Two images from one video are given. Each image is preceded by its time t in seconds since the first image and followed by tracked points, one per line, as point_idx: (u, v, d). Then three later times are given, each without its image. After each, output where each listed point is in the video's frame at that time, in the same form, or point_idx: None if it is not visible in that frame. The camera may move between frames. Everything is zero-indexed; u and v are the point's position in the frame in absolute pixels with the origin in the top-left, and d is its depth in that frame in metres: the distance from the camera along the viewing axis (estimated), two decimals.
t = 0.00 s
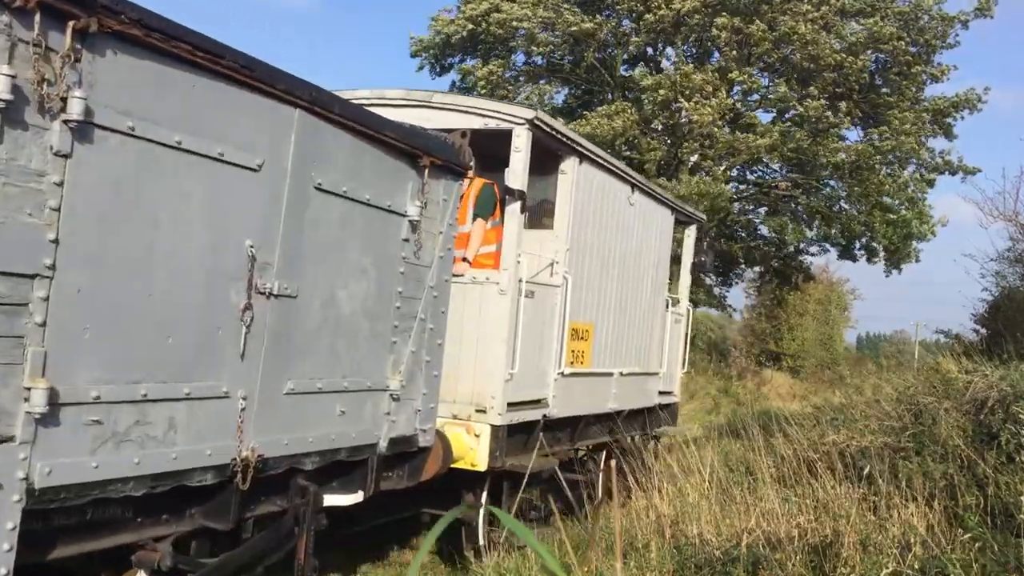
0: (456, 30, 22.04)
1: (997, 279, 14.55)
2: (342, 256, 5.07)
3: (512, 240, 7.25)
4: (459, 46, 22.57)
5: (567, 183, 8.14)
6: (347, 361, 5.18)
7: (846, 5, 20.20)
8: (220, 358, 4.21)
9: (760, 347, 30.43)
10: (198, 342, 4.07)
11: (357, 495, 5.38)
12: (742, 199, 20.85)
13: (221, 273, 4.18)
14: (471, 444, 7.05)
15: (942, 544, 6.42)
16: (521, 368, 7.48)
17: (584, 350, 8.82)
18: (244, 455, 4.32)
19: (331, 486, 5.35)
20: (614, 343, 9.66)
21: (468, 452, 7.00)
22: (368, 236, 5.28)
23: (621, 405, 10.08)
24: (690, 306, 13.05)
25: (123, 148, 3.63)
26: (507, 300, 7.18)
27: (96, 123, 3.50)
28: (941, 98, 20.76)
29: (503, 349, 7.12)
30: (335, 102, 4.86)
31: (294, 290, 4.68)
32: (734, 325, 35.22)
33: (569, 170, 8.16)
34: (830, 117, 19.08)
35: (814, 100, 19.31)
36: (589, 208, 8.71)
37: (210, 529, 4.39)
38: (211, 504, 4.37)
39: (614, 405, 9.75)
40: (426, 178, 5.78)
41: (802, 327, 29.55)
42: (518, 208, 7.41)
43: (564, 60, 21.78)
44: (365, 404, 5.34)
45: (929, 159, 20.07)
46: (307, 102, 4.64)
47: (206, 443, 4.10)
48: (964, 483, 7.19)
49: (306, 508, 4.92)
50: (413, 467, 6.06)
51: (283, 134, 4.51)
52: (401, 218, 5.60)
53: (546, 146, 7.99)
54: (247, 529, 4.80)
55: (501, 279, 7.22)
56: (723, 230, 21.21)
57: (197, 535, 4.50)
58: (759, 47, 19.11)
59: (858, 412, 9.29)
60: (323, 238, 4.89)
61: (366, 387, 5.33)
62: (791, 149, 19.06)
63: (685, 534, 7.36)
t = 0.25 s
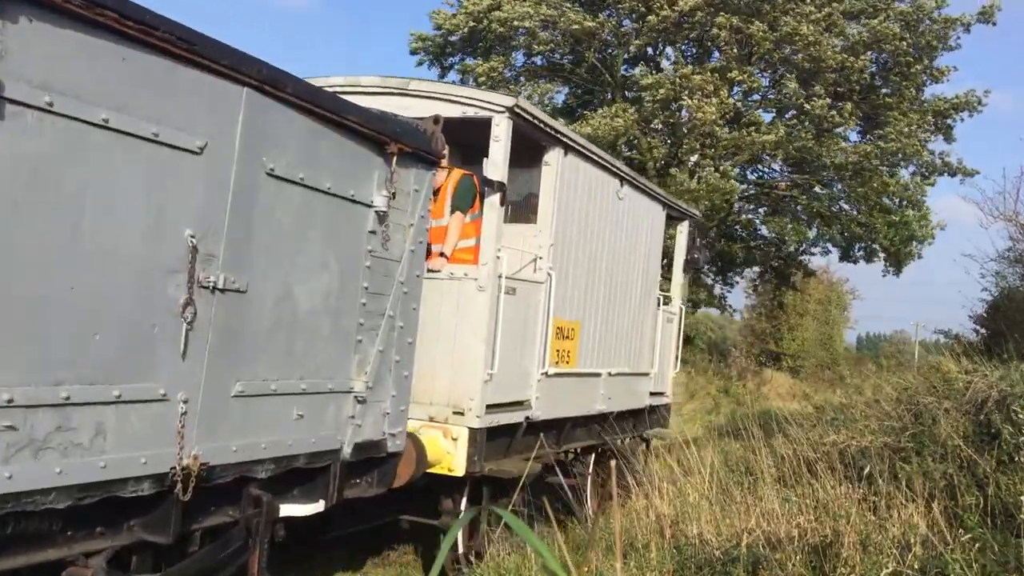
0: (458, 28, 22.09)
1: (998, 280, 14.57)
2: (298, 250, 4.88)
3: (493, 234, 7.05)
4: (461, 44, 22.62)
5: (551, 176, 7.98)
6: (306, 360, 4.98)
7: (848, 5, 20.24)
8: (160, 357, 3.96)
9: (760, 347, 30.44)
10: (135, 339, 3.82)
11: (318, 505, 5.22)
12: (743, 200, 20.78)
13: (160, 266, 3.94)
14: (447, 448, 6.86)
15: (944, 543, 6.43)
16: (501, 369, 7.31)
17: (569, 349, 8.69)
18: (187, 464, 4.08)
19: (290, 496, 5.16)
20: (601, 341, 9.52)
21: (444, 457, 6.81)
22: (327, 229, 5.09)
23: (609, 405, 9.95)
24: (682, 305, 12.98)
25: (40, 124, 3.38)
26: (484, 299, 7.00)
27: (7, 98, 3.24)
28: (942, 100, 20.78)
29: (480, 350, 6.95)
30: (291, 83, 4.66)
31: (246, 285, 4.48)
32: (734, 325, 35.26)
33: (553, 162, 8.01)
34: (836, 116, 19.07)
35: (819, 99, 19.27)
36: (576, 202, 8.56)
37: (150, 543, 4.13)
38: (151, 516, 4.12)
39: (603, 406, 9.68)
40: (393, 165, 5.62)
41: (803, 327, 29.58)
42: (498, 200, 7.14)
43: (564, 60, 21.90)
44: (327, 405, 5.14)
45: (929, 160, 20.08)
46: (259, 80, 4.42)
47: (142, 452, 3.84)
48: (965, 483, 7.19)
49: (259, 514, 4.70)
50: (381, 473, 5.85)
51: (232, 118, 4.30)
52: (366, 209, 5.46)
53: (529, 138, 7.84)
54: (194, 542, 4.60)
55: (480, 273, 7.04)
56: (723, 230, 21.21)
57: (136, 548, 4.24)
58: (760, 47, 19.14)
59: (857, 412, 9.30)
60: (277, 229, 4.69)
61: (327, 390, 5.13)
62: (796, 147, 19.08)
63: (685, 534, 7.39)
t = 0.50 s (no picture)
0: (459, 26, 22.15)
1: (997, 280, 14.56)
2: (255, 242, 4.36)
3: (472, 227, 6.63)
4: (461, 41, 22.66)
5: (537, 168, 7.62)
6: (266, 362, 4.47)
7: (848, 6, 20.27)
8: (94, 357, 3.49)
9: (759, 347, 30.45)
10: (66, 338, 3.37)
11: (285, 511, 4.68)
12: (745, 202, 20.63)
13: (92, 255, 3.46)
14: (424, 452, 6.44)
15: (945, 544, 6.46)
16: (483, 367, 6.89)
17: (556, 349, 8.30)
18: (126, 472, 3.61)
19: (251, 504, 4.63)
20: (589, 342, 9.12)
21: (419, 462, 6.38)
22: (288, 218, 4.55)
23: (598, 408, 9.58)
24: (674, 305, 12.80)
25: None
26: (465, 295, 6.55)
27: None
28: (942, 101, 20.83)
29: (462, 348, 6.52)
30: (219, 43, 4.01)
31: (194, 277, 3.99)
32: (734, 324, 35.30)
33: (539, 154, 7.65)
34: (838, 116, 19.09)
35: (821, 99, 19.31)
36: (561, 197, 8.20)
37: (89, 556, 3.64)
38: (89, 527, 3.63)
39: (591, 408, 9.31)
40: (362, 155, 5.08)
41: (803, 327, 29.61)
42: (479, 191, 6.71)
43: (564, 60, 21.77)
44: (291, 412, 4.62)
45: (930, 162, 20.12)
46: (206, 57, 3.93)
47: (181, 446, 3.93)
48: (967, 482, 7.20)
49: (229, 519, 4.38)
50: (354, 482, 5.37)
51: (178, 95, 3.84)
52: (331, 199, 4.90)
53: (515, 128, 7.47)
54: (141, 554, 4.05)
55: (461, 268, 6.58)
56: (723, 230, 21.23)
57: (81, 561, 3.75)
58: (761, 49, 19.18)
59: (858, 412, 9.33)
60: (230, 217, 4.18)
61: (290, 392, 4.61)
62: (797, 149, 19.08)
63: (685, 534, 7.40)
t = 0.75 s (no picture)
0: (460, 26, 22.49)
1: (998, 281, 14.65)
2: (196, 232, 3.93)
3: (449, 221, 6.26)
4: (462, 41, 22.97)
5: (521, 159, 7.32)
6: (210, 362, 4.04)
7: (847, 7, 20.52)
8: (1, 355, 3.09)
9: (760, 348, 30.70)
10: None
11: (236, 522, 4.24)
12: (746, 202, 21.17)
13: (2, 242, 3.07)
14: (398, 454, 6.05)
15: (943, 543, 6.71)
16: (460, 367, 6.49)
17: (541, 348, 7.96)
18: (47, 482, 3.22)
19: (199, 514, 4.22)
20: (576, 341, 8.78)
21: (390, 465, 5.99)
22: (236, 205, 4.14)
23: (585, 408, 9.26)
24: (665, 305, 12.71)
25: None
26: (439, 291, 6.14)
27: None
28: (942, 104, 21.03)
29: (436, 348, 6.09)
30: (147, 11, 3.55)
31: (125, 269, 3.59)
32: (734, 325, 35.61)
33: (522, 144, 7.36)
34: (835, 119, 19.32)
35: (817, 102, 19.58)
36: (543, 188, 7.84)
37: None
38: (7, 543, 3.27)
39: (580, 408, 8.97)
40: (321, 138, 4.63)
41: (803, 327, 29.84)
42: (455, 182, 6.36)
43: (564, 60, 21.98)
44: (236, 416, 4.17)
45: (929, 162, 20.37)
46: (141, 29, 3.53)
47: (111, 453, 3.53)
48: (967, 483, 7.44)
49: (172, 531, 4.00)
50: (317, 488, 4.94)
51: (105, 67, 3.42)
52: (285, 186, 4.45)
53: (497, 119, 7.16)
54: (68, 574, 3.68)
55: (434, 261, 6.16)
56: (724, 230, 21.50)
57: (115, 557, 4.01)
58: (760, 49, 19.49)
59: (858, 414, 9.57)
60: (161, 201, 3.74)
61: (238, 394, 4.18)
62: (795, 150, 19.45)
63: (685, 534, 7.69)
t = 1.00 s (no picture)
0: (457, 27, 23.13)
1: (999, 280, 15.17)
2: (141, 219, 3.55)
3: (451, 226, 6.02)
4: (461, 42, 23.60)
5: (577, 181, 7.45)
6: (153, 360, 3.65)
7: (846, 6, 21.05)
8: None
9: (760, 346, 31.35)
10: None
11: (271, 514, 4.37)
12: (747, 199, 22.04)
13: None
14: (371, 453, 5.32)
15: (943, 544, 7.37)
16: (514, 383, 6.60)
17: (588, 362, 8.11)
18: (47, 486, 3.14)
19: (233, 510, 4.18)
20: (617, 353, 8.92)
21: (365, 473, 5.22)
22: (179, 189, 3.73)
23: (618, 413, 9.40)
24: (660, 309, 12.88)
25: None
26: (469, 301, 5.90)
27: None
28: (942, 104, 21.69)
29: (478, 362, 6.10)
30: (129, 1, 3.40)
31: (55, 260, 3.21)
32: (734, 323, 36.31)
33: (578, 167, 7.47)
34: (830, 120, 19.98)
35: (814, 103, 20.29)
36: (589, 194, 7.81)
37: None
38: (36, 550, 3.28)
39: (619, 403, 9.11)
40: (280, 122, 4.24)
41: (803, 327, 30.45)
42: (431, 173, 5.41)
43: (564, 60, 22.57)
44: (212, 414, 3.92)
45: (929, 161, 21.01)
46: (172, 45, 3.60)
47: (85, 457, 3.32)
48: (966, 484, 8.03)
49: (203, 528, 3.91)
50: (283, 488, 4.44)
51: (26, 39, 3.07)
52: (239, 172, 4.05)
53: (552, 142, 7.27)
54: None
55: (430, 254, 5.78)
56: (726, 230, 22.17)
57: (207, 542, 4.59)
58: (759, 50, 20.23)
59: (858, 415, 10.17)
60: (149, 199, 3.59)
61: (219, 397, 3.96)
62: (792, 152, 20.20)
63: (685, 534, 8.32)
